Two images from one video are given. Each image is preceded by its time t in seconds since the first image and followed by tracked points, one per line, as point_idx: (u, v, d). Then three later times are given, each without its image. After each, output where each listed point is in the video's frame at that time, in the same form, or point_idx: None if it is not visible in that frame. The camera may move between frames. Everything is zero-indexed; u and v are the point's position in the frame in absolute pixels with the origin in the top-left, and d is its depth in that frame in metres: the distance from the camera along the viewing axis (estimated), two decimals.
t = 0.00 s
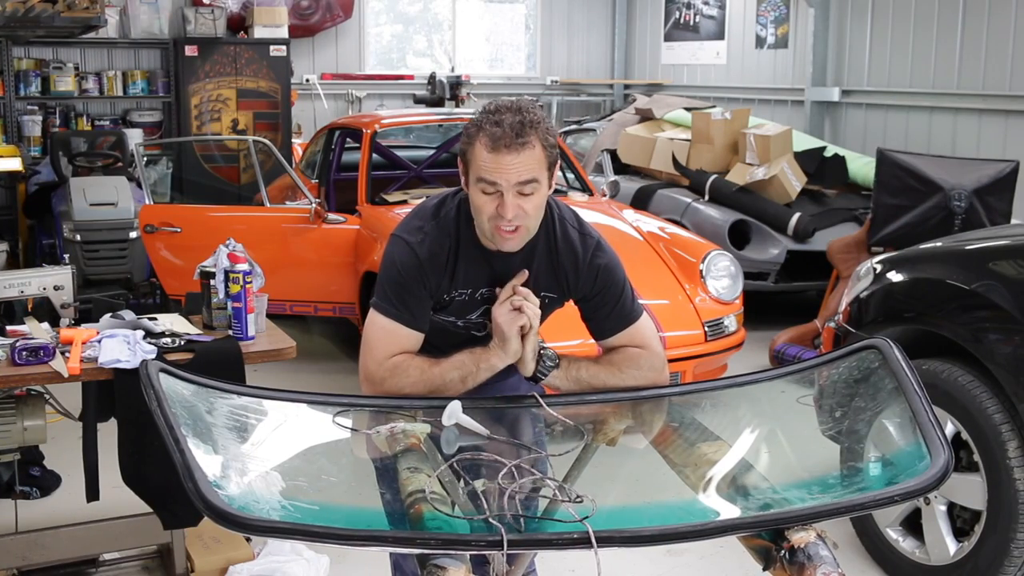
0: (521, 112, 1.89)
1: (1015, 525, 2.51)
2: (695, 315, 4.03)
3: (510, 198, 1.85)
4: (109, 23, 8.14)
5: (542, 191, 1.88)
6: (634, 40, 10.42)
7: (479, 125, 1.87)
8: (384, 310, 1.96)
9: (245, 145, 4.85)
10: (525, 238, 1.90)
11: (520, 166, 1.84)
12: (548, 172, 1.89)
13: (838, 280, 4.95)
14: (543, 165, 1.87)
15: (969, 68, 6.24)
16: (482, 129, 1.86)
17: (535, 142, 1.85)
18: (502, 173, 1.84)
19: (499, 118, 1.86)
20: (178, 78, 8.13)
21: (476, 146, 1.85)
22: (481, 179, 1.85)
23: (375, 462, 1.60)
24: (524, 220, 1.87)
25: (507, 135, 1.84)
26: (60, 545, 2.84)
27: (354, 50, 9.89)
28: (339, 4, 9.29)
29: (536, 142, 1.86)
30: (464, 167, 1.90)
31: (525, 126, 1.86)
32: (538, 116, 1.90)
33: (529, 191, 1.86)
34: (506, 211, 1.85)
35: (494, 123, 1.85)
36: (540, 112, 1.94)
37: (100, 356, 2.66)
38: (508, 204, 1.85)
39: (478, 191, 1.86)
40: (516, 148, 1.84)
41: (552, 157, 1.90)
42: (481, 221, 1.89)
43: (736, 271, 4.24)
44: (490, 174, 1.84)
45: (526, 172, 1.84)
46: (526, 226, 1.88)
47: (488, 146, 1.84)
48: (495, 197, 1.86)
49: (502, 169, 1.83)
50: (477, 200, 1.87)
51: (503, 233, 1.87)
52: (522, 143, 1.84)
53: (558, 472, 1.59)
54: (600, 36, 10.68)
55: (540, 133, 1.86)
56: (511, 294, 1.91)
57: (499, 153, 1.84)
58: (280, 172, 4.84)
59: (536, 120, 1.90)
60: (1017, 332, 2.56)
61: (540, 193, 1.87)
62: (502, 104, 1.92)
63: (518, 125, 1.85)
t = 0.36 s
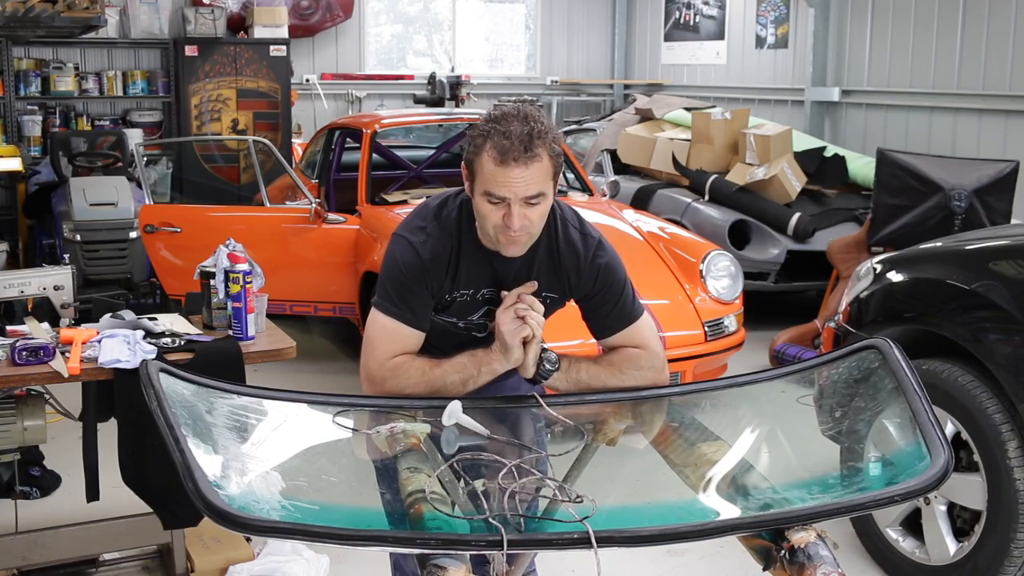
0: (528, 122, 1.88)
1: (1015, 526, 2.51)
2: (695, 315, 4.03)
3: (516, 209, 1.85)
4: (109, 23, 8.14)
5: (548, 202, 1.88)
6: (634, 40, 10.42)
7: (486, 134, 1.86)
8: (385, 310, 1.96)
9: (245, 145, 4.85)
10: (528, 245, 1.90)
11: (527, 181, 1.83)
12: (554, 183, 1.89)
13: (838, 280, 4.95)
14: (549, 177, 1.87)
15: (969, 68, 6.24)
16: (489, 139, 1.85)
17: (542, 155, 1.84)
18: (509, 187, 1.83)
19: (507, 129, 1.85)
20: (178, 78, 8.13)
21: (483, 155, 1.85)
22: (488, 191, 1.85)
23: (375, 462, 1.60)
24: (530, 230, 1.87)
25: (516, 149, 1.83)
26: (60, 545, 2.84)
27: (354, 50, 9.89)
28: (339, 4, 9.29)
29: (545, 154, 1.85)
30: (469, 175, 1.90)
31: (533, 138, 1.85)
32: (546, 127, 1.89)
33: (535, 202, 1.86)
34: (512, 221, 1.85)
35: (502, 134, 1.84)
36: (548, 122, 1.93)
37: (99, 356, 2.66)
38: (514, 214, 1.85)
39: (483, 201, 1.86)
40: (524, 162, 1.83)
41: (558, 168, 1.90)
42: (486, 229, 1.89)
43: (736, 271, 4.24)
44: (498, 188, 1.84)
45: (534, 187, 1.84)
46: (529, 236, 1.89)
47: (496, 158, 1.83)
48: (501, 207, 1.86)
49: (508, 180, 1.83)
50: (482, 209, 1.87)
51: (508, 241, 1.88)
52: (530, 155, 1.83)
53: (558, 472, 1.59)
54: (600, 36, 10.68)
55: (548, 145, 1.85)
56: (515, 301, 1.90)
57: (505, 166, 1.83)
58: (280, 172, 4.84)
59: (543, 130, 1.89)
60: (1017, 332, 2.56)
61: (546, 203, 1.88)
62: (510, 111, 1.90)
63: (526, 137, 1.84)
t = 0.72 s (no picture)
0: (519, 132, 1.87)
1: (1014, 526, 2.51)
2: (695, 315, 4.03)
3: (498, 220, 1.86)
4: (109, 23, 8.15)
5: (533, 213, 1.88)
6: (634, 39, 10.42)
7: (476, 141, 1.86)
8: (385, 310, 1.96)
9: (245, 145, 4.85)
10: (513, 253, 1.92)
11: (511, 192, 1.83)
12: (541, 194, 1.89)
13: (838, 280, 4.95)
14: (536, 189, 1.86)
15: (969, 68, 6.24)
16: (478, 147, 1.84)
17: (529, 169, 1.83)
18: (492, 198, 1.84)
19: (496, 139, 1.85)
20: (178, 78, 8.13)
21: (471, 163, 1.85)
22: (472, 200, 1.86)
23: (376, 463, 1.60)
24: (513, 238, 1.89)
25: (501, 160, 1.82)
26: (60, 546, 2.84)
27: (354, 50, 9.89)
28: (339, 4, 9.28)
29: (532, 167, 1.85)
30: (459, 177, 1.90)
31: (522, 150, 1.84)
32: (536, 139, 1.88)
33: (519, 214, 1.86)
34: (494, 229, 1.86)
35: (489, 142, 1.84)
36: (542, 133, 1.93)
37: (100, 356, 2.66)
38: (497, 223, 1.86)
39: (469, 207, 1.87)
40: (509, 173, 1.82)
41: (548, 180, 1.89)
42: (472, 232, 1.91)
43: (736, 271, 4.24)
44: (482, 197, 1.84)
45: (517, 199, 1.84)
46: (513, 245, 1.90)
47: (480, 168, 1.83)
48: (485, 215, 1.86)
49: (492, 191, 1.83)
50: (468, 213, 1.89)
51: (492, 248, 1.89)
52: (516, 170, 1.83)
53: (559, 473, 1.59)
54: (600, 36, 10.69)
55: (536, 157, 1.85)
56: (517, 304, 1.86)
57: (490, 177, 1.83)
58: (280, 172, 4.84)
59: (532, 142, 1.88)
60: (1017, 332, 2.56)
61: (531, 215, 1.88)
62: (505, 118, 1.89)
63: (514, 149, 1.83)
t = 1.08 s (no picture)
0: (513, 136, 1.86)
1: (1014, 525, 2.51)
2: (695, 315, 4.03)
3: (490, 224, 1.86)
4: (109, 23, 8.15)
5: (526, 218, 1.88)
6: (634, 40, 10.42)
7: (470, 145, 1.85)
8: (385, 310, 1.97)
9: (245, 145, 4.86)
10: (505, 254, 1.93)
11: (503, 198, 1.83)
12: (535, 199, 1.88)
13: (838, 280, 4.95)
14: (529, 194, 1.86)
15: (969, 68, 6.24)
16: (471, 151, 1.84)
17: (521, 174, 1.83)
18: (484, 202, 1.84)
19: (489, 144, 1.84)
20: (178, 78, 8.13)
21: (464, 166, 1.84)
22: (464, 202, 1.86)
23: (376, 462, 1.60)
24: (505, 241, 1.89)
25: (494, 166, 1.82)
26: (60, 545, 2.84)
27: (354, 50, 9.89)
28: (339, 4, 9.28)
29: (524, 173, 1.84)
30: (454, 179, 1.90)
31: (514, 156, 1.83)
32: (531, 144, 1.87)
33: (511, 219, 1.86)
34: (486, 232, 1.87)
35: (482, 147, 1.83)
36: (538, 138, 1.91)
37: (100, 356, 2.66)
38: (489, 227, 1.86)
39: (462, 209, 1.88)
40: (501, 179, 1.82)
41: (541, 185, 1.89)
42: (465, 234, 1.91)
43: (736, 271, 4.24)
44: (474, 201, 1.84)
45: (508, 204, 1.84)
46: (505, 247, 1.90)
47: (472, 172, 1.83)
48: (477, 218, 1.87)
49: (484, 196, 1.83)
50: (461, 215, 1.89)
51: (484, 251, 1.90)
52: (507, 175, 1.82)
53: (559, 473, 1.59)
54: (600, 36, 10.69)
55: (529, 164, 1.84)
56: (514, 301, 1.86)
57: (481, 182, 1.83)
58: (280, 172, 4.84)
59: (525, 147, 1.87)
60: (1017, 332, 2.56)
61: (524, 219, 1.88)
62: (499, 123, 1.89)
63: (506, 155, 1.83)
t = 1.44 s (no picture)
0: (513, 138, 1.86)
1: (1014, 526, 2.52)
2: (695, 315, 4.03)
3: (494, 227, 1.86)
4: (109, 23, 8.15)
5: (529, 219, 1.88)
6: (634, 40, 10.42)
7: (471, 148, 1.85)
8: (385, 310, 1.97)
9: (245, 145, 4.86)
10: (510, 256, 1.93)
11: (507, 201, 1.83)
12: (537, 201, 1.88)
13: (838, 280, 4.95)
14: (531, 196, 1.86)
15: (969, 68, 6.24)
16: (472, 155, 1.83)
17: (523, 176, 1.83)
18: (487, 206, 1.83)
19: (490, 147, 1.84)
20: (178, 78, 8.14)
21: (465, 171, 1.84)
22: (468, 207, 1.85)
23: (376, 462, 1.60)
24: (509, 243, 1.89)
25: (496, 170, 1.81)
26: (60, 545, 2.84)
27: (354, 50, 9.89)
28: (339, 4, 9.28)
29: (526, 175, 1.84)
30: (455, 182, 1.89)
31: (516, 159, 1.83)
32: (531, 146, 1.87)
33: (514, 221, 1.86)
34: (490, 235, 1.87)
35: (483, 151, 1.83)
36: (537, 138, 1.91)
37: (100, 356, 2.66)
38: (492, 230, 1.86)
39: (465, 214, 1.87)
40: (504, 183, 1.82)
41: (543, 186, 1.89)
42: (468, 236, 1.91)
43: (736, 271, 4.24)
44: (477, 206, 1.84)
45: (512, 207, 1.84)
46: (509, 248, 1.91)
47: (474, 177, 1.82)
48: (480, 221, 1.86)
49: (487, 200, 1.83)
50: (464, 219, 1.89)
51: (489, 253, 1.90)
52: (510, 178, 1.82)
53: (558, 473, 1.59)
54: (600, 36, 10.69)
55: (530, 166, 1.84)
56: (514, 300, 1.86)
57: (484, 186, 1.82)
58: (280, 172, 4.84)
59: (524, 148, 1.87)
60: (1017, 332, 2.56)
61: (527, 220, 1.88)
62: (499, 125, 1.89)
63: (507, 158, 1.82)
